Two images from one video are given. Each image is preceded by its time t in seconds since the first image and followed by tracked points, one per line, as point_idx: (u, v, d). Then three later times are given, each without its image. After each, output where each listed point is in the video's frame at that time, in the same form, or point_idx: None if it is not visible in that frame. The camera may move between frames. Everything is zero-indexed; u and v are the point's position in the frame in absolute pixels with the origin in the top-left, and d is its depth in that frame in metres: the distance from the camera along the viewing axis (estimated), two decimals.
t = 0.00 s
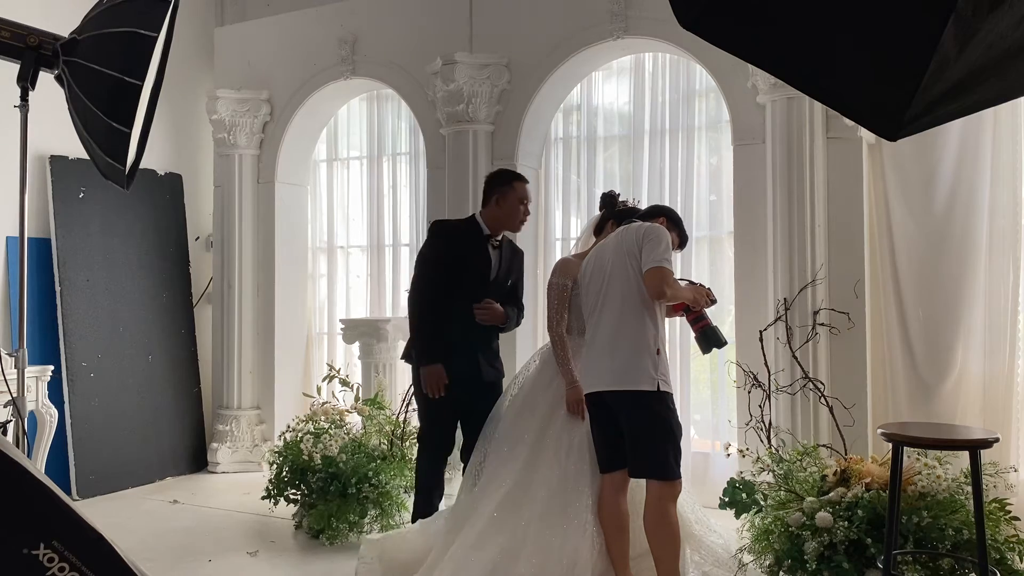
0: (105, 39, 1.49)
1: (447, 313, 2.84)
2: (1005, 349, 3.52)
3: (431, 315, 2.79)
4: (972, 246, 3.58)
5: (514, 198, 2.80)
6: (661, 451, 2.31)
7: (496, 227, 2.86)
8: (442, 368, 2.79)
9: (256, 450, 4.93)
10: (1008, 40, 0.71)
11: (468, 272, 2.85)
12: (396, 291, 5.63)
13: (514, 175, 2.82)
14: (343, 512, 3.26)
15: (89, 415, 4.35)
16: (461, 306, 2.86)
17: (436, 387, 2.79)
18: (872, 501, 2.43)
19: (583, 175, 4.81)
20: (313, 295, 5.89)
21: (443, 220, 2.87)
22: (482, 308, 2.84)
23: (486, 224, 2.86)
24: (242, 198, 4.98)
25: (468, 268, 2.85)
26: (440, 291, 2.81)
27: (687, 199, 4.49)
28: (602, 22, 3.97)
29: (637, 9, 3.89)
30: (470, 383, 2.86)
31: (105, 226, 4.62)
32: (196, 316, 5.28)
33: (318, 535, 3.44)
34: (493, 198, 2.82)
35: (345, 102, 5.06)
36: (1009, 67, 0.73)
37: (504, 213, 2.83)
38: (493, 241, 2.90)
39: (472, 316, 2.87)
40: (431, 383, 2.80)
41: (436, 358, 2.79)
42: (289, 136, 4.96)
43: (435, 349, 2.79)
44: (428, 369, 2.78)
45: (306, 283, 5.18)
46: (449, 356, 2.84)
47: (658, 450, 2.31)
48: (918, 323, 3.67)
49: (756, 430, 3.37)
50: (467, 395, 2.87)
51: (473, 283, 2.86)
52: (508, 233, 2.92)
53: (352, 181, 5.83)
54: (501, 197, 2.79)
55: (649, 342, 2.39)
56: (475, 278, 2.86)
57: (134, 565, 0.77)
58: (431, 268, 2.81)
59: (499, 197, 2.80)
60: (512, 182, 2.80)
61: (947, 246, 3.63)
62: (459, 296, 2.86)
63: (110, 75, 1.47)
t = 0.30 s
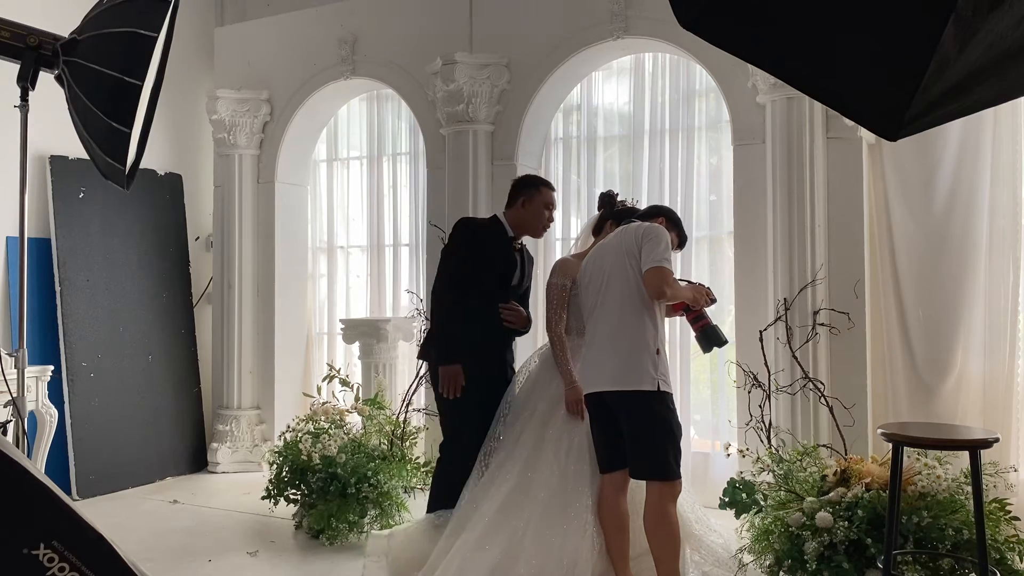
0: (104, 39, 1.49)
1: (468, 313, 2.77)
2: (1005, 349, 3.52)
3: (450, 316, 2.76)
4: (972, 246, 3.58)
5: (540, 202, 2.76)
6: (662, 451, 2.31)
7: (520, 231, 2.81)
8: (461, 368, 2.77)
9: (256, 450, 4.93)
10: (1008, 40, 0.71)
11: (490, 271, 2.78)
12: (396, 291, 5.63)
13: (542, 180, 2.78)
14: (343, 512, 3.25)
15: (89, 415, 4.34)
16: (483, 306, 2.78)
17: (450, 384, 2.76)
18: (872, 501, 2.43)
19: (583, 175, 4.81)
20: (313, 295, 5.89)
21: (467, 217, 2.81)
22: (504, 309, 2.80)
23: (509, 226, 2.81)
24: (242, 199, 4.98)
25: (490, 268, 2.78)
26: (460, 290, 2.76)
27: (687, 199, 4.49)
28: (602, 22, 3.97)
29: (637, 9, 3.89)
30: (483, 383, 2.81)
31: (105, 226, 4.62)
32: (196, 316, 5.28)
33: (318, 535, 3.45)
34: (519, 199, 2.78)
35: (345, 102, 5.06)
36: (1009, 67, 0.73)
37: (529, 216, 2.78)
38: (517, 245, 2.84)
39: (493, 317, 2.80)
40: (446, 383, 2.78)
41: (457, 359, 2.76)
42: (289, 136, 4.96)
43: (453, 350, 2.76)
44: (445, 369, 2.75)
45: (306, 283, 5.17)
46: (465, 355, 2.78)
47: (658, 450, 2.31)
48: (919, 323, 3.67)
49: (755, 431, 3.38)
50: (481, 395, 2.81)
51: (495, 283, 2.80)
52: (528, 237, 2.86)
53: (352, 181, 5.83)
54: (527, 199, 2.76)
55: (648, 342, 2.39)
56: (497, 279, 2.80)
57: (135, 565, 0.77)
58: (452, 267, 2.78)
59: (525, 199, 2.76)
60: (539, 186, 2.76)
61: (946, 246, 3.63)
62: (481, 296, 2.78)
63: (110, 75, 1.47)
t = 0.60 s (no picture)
0: (104, 39, 1.49)
1: (476, 314, 2.72)
2: (1005, 349, 3.52)
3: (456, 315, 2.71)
4: (972, 246, 3.58)
5: (548, 206, 2.77)
6: (662, 452, 2.31)
7: (527, 234, 2.81)
8: (472, 370, 2.72)
9: (256, 450, 4.93)
10: (1007, 40, 0.71)
11: (496, 271, 2.75)
12: (396, 291, 5.63)
13: (550, 184, 2.79)
14: (343, 512, 3.25)
15: (89, 414, 4.34)
16: (490, 306, 2.74)
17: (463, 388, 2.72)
18: (872, 501, 2.43)
19: (583, 175, 4.81)
20: (313, 295, 5.89)
21: (475, 218, 2.80)
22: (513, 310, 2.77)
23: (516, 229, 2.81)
24: (242, 199, 4.98)
25: (497, 268, 2.75)
26: (468, 290, 2.72)
27: (687, 199, 4.49)
28: (602, 22, 3.97)
29: (637, 9, 3.89)
30: (492, 384, 2.77)
31: (105, 226, 4.63)
32: (196, 316, 5.28)
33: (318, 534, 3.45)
34: (528, 202, 2.78)
35: (345, 102, 5.06)
36: (1009, 67, 0.73)
37: (537, 219, 2.78)
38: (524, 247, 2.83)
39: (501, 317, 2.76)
40: (457, 385, 2.72)
41: (468, 360, 2.70)
42: (289, 136, 4.96)
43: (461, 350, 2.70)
44: (457, 372, 2.71)
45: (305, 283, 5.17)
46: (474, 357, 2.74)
47: (658, 450, 2.31)
48: (919, 323, 3.67)
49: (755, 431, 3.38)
50: (489, 397, 2.77)
51: (501, 283, 2.76)
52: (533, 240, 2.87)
53: (352, 181, 5.83)
54: (534, 202, 2.76)
55: (647, 341, 2.39)
56: (504, 280, 2.77)
57: (134, 565, 0.77)
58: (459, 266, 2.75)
59: (534, 202, 2.77)
60: (548, 190, 2.77)
61: (946, 246, 3.63)
62: (487, 296, 2.74)
63: (110, 75, 1.47)
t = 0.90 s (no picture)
0: (104, 39, 1.49)
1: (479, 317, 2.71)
2: (1005, 349, 3.52)
3: (458, 317, 2.70)
4: (972, 246, 3.58)
5: (544, 204, 2.78)
6: (663, 451, 2.31)
7: (523, 231, 2.83)
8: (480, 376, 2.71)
9: (256, 449, 4.93)
10: (1007, 39, 0.72)
11: (495, 271, 2.74)
12: (396, 291, 5.63)
13: (545, 182, 2.80)
14: (343, 512, 3.25)
15: (89, 414, 4.34)
16: (490, 307, 2.74)
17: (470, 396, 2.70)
18: (872, 501, 2.43)
19: (583, 174, 4.81)
20: (313, 295, 5.89)
21: (473, 218, 2.79)
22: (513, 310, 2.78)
23: (512, 227, 2.82)
24: (242, 199, 4.98)
25: (496, 268, 2.75)
26: (469, 292, 2.70)
27: (687, 198, 4.49)
28: (602, 22, 3.97)
29: (637, 9, 3.89)
30: (494, 386, 2.77)
31: (105, 226, 4.63)
32: (196, 315, 5.28)
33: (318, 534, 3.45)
34: (523, 200, 2.79)
35: (345, 102, 5.06)
36: (1009, 66, 0.74)
37: (533, 217, 2.80)
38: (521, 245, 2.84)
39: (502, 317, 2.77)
40: (466, 392, 2.71)
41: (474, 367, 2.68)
42: (289, 136, 4.96)
43: (467, 357, 2.67)
44: (466, 379, 2.69)
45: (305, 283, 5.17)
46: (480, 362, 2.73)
47: (658, 450, 2.31)
48: (919, 324, 3.67)
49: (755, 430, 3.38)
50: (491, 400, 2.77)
51: (500, 283, 2.76)
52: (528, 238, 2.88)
53: (352, 181, 5.83)
54: (531, 200, 2.77)
55: (646, 342, 2.39)
56: (503, 279, 2.77)
57: (134, 564, 0.76)
58: (458, 266, 2.75)
59: (529, 200, 2.78)
60: (544, 188, 2.78)
61: (946, 246, 3.63)
62: (486, 297, 2.73)
63: (111, 75, 1.47)
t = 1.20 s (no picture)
0: (104, 39, 1.49)
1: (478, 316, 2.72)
2: (1004, 350, 3.52)
3: (458, 317, 2.69)
4: (972, 246, 3.58)
5: (541, 204, 2.78)
6: (663, 450, 2.31)
7: (521, 230, 2.83)
8: (479, 374, 2.71)
9: (256, 450, 4.93)
10: (1007, 39, 0.74)
11: (493, 270, 2.75)
12: (396, 291, 5.63)
13: (543, 182, 2.80)
14: (343, 512, 3.26)
15: (89, 414, 4.34)
16: (489, 306, 2.75)
17: (468, 391, 2.70)
18: (872, 501, 2.43)
19: (583, 175, 4.81)
20: (313, 295, 5.89)
21: (471, 216, 2.79)
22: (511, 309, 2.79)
23: (510, 226, 2.82)
24: (242, 199, 4.98)
25: (494, 267, 2.75)
26: (468, 293, 2.71)
27: (687, 199, 4.49)
28: (602, 22, 3.97)
29: (637, 9, 3.89)
30: (492, 387, 2.77)
31: (105, 226, 4.63)
32: (196, 315, 5.28)
33: (318, 534, 3.45)
34: (520, 199, 2.78)
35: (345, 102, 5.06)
36: (1009, 67, 0.76)
37: (530, 217, 2.79)
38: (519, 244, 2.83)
39: (502, 317, 2.78)
40: (466, 390, 2.70)
41: (474, 364, 2.69)
42: (289, 136, 4.96)
43: (469, 355, 2.68)
44: (465, 376, 2.68)
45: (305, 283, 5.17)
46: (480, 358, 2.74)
47: (658, 449, 2.31)
48: (919, 324, 3.67)
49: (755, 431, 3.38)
50: (490, 399, 2.77)
51: (499, 283, 2.77)
52: (525, 237, 2.88)
53: (352, 181, 5.83)
54: (529, 199, 2.77)
55: (646, 342, 2.39)
56: (501, 278, 2.77)
57: (134, 564, 0.76)
58: (457, 265, 2.75)
59: (527, 200, 2.77)
60: (541, 188, 2.78)
61: (946, 246, 3.63)
62: (486, 296, 2.74)
63: (110, 75, 1.47)
